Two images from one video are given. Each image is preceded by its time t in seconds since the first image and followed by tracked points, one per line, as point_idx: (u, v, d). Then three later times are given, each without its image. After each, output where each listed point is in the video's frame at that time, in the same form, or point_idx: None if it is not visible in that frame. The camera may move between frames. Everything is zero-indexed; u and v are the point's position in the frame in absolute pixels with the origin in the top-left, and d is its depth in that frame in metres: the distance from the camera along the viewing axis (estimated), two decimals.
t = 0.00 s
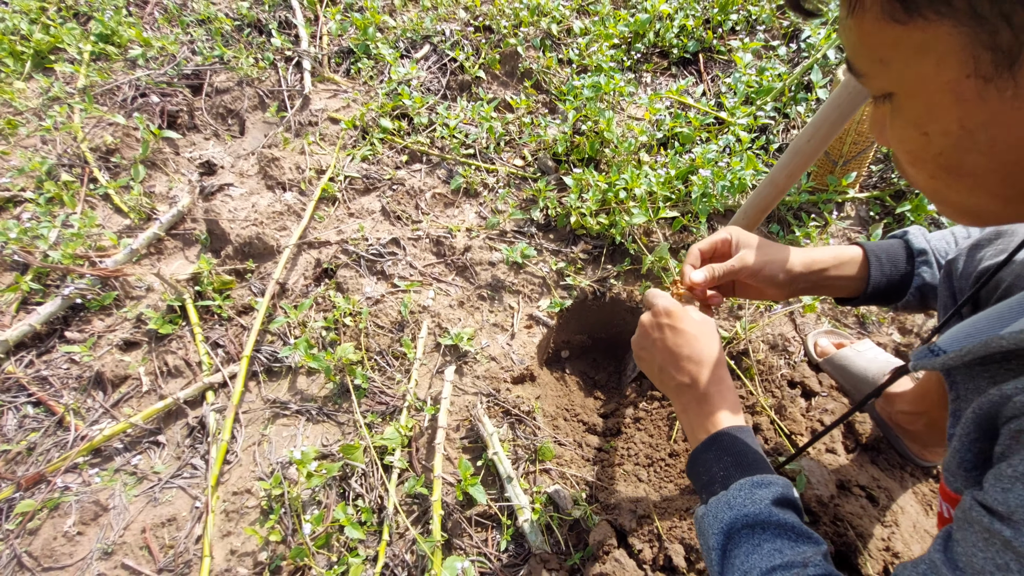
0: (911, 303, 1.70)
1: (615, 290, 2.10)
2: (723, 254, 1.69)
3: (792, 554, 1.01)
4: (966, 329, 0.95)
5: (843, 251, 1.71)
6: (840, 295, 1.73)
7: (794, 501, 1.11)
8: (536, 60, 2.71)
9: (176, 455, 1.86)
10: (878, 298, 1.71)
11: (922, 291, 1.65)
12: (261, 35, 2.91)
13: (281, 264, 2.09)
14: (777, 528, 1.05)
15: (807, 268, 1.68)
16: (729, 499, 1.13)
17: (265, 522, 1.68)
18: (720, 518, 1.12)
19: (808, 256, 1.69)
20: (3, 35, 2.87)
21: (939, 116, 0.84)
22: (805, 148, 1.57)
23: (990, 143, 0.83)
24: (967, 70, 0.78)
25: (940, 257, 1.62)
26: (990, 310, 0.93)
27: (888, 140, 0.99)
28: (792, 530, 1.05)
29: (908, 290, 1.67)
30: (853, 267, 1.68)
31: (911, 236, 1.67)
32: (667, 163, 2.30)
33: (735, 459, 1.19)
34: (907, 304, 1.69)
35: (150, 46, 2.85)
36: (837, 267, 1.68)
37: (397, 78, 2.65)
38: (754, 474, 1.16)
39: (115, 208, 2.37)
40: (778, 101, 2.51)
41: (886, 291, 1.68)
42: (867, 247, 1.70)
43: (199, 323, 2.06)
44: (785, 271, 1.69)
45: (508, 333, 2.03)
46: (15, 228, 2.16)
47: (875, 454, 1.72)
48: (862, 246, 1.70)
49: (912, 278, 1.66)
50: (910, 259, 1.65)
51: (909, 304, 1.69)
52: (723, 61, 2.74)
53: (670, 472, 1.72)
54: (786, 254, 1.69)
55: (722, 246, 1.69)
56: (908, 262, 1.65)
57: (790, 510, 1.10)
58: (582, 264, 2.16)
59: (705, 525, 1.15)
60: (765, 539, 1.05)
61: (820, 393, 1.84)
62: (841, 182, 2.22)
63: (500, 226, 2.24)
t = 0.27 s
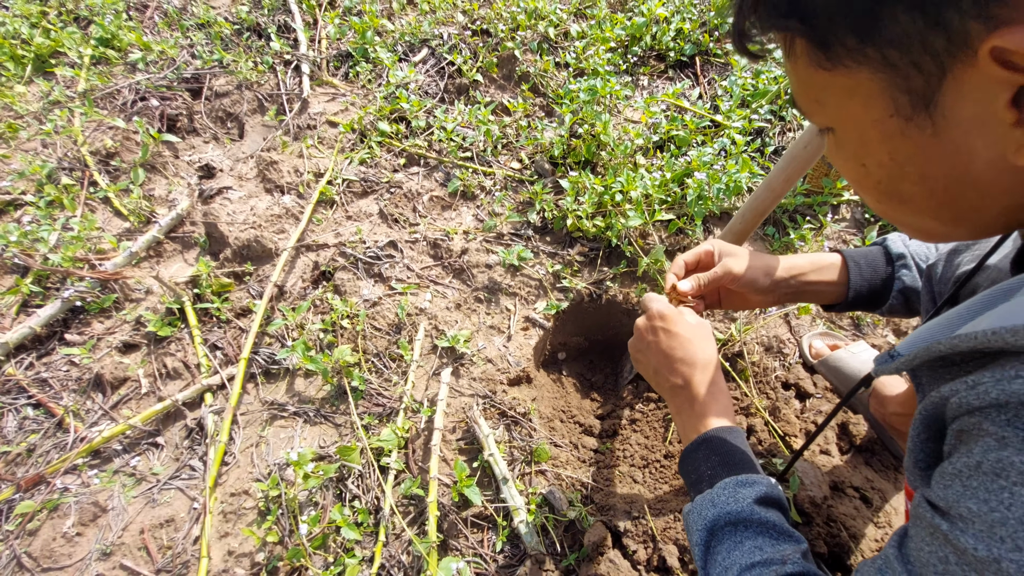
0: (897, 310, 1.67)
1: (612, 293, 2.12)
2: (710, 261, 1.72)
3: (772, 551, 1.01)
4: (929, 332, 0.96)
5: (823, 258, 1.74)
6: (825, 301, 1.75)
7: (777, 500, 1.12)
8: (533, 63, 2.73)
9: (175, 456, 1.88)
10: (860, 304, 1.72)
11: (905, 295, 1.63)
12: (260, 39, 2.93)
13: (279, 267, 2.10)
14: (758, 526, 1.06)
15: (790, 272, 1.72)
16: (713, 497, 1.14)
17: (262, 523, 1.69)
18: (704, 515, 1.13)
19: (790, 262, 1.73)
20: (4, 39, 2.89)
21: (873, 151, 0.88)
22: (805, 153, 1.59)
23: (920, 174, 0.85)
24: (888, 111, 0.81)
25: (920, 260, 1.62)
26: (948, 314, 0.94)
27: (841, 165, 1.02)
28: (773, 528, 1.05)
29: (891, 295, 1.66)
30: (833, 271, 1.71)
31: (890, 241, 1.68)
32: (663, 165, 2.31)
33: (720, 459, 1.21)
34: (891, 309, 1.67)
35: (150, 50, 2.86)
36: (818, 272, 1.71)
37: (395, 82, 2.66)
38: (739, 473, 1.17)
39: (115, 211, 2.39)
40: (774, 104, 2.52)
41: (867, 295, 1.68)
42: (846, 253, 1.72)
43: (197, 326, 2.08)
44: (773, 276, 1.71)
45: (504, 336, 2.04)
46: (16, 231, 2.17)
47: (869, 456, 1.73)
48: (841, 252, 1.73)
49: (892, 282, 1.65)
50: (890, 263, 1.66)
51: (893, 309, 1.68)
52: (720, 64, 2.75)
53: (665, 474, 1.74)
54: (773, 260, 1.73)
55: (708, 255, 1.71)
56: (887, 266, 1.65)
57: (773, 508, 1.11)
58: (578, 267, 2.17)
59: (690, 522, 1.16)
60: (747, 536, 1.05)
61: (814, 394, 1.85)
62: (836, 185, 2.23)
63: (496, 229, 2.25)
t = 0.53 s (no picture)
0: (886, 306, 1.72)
1: (611, 291, 2.13)
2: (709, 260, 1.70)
3: (767, 542, 1.03)
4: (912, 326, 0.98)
5: (814, 256, 1.77)
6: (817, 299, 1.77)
7: (773, 494, 1.14)
8: (533, 63, 2.74)
9: (177, 453, 1.89)
10: (852, 301, 1.74)
11: (896, 291, 1.67)
12: (261, 39, 2.95)
13: (281, 265, 2.12)
14: (754, 517, 1.08)
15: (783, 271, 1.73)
16: (709, 488, 1.15)
17: (264, 519, 1.70)
18: (700, 506, 1.14)
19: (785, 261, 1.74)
20: (6, 39, 2.90)
21: (854, 154, 0.89)
22: (804, 156, 1.60)
23: (900, 177, 0.87)
24: (866, 117, 0.83)
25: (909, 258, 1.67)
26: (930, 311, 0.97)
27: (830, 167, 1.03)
28: (768, 520, 1.07)
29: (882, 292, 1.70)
30: (824, 270, 1.73)
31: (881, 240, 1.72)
32: (662, 165, 2.33)
33: (718, 452, 1.22)
34: (882, 305, 1.71)
35: (151, 51, 2.88)
36: (809, 269, 1.74)
37: (396, 82, 2.68)
38: (737, 467, 1.18)
39: (117, 210, 2.40)
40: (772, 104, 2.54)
41: (858, 292, 1.71)
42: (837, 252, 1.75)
43: (199, 324, 2.09)
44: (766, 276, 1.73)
45: (504, 334, 2.05)
46: (18, 230, 2.19)
47: (866, 453, 1.74)
48: (832, 251, 1.76)
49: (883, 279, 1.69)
50: (880, 261, 1.70)
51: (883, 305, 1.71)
52: (719, 64, 2.76)
53: (663, 470, 1.76)
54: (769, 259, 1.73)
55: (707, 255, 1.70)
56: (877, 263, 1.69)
57: (768, 501, 1.12)
58: (577, 265, 2.18)
59: (686, 513, 1.17)
60: (742, 528, 1.07)
61: (812, 392, 1.86)
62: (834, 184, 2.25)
63: (496, 228, 2.27)
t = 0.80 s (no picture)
0: (880, 304, 1.73)
1: (610, 289, 2.14)
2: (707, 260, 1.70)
3: (760, 552, 1.04)
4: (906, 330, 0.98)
5: (807, 253, 1.78)
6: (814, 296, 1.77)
7: (765, 499, 1.14)
8: (532, 62, 2.75)
9: (177, 450, 1.90)
10: (848, 299, 1.74)
11: (890, 288, 1.68)
12: (261, 38, 2.95)
13: (281, 263, 2.12)
14: (746, 527, 1.08)
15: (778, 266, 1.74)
16: (700, 500, 1.17)
17: (264, 515, 1.71)
18: (692, 519, 1.15)
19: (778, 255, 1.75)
20: (6, 38, 2.91)
21: (855, 151, 0.90)
22: (806, 156, 1.61)
23: (902, 173, 0.88)
24: (869, 113, 0.83)
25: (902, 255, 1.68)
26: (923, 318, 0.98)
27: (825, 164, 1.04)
28: (761, 529, 1.08)
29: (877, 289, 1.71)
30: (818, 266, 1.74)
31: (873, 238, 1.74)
32: (660, 163, 2.34)
33: (708, 459, 1.23)
34: (877, 302, 1.71)
35: (151, 49, 2.88)
36: (803, 265, 1.75)
37: (395, 81, 2.69)
38: (725, 474, 1.19)
39: (117, 208, 2.41)
40: (771, 102, 2.54)
41: (854, 289, 1.71)
42: (830, 249, 1.76)
43: (199, 322, 2.10)
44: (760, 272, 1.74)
45: (503, 331, 2.06)
46: (19, 228, 2.19)
47: (864, 450, 1.75)
48: (825, 248, 1.77)
49: (878, 276, 1.70)
50: (874, 258, 1.71)
51: (879, 303, 1.71)
52: (717, 63, 2.77)
53: (662, 468, 1.76)
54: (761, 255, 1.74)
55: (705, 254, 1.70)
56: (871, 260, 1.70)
57: (760, 507, 1.13)
58: (576, 264, 2.19)
59: (679, 525, 1.18)
60: (735, 537, 1.08)
61: (810, 389, 1.87)
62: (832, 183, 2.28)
63: (496, 226, 2.28)
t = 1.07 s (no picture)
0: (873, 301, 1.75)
1: (609, 291, 2.15)
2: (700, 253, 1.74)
3: (755, 571, 1.06)
4: (920, 350, 0.97)
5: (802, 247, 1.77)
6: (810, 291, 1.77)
7: (754, 510, 1.16)
8: (532, 65, 2.77)
9: (179, 451, 1.91)
10: (843, 296, 1.75)
11: (884, 287, 1.71)
12: (262, 41, 2.97)
13: (282, 265, 2.14)
14: (738, 546, 1.10)
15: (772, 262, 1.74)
16: (690, 523, 1.18)
17: (265, 515, 1.72)
18: (684, 542, 1.16)
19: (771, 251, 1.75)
20: (8, 40, 2.92)
21: (885, 147, 0.87)
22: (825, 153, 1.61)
23: (935, 170, 0.85)
24: (908, 104, 0.80)
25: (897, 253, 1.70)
26: (938, 335, 0.97)
27: (844, 161, 1.01)
28: (753, 547, 1.09)
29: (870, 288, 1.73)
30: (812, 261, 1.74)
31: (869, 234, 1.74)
32: (659, 166, 2.35)
33: (696, 476, 1.24)
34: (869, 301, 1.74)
35: (153, 52, 2.90)
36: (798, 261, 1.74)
37: (396, 83, 2.70)
38: (713, 491, 1.20)
39: (119, 210, 2.42)
40: (768, 105, 2.56)
41: (848, 288, 1.73)
42: (825, 245, 1.76)
43: (201, 323, 2.11)
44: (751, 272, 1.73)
45: (503, 333, 2.07)
46: (21, 230, 2.20)
47: (861, 450, 1.76)
48: (821, 244, 1.76)
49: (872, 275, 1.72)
50: (869, 256, 1.72)
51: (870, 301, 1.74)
52: (716, 66, 2.79)
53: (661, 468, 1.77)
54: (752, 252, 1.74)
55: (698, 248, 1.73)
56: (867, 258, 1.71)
57: (750, 521, 1.15)
58: (576, 265, 2.21)
59: (673, 546, 1.20)
60: (728, 557, 1.10)
61: (807, 390, 1.88)
62: (830, 185, 2.31)
63: (495, 228, 2.29)
